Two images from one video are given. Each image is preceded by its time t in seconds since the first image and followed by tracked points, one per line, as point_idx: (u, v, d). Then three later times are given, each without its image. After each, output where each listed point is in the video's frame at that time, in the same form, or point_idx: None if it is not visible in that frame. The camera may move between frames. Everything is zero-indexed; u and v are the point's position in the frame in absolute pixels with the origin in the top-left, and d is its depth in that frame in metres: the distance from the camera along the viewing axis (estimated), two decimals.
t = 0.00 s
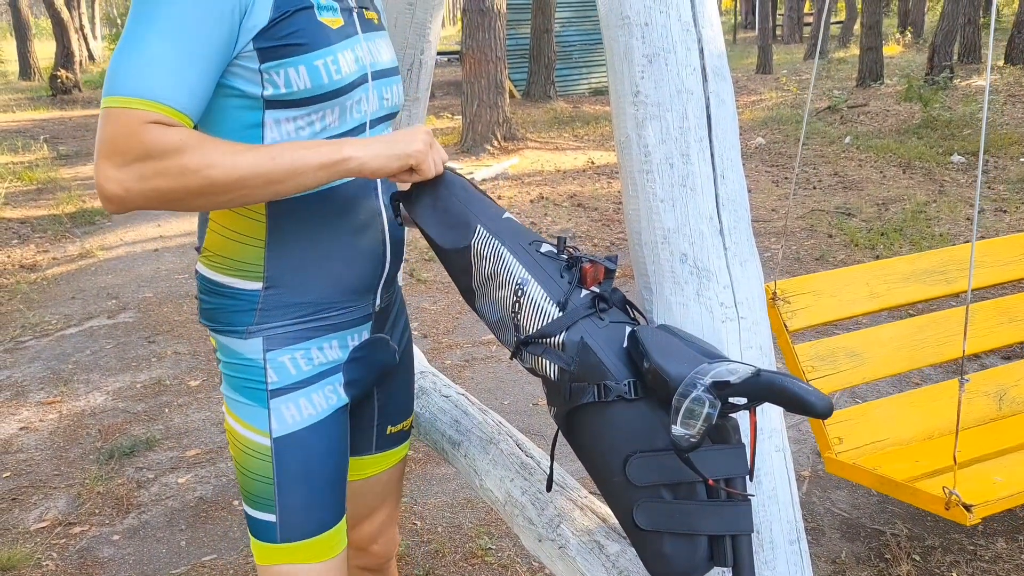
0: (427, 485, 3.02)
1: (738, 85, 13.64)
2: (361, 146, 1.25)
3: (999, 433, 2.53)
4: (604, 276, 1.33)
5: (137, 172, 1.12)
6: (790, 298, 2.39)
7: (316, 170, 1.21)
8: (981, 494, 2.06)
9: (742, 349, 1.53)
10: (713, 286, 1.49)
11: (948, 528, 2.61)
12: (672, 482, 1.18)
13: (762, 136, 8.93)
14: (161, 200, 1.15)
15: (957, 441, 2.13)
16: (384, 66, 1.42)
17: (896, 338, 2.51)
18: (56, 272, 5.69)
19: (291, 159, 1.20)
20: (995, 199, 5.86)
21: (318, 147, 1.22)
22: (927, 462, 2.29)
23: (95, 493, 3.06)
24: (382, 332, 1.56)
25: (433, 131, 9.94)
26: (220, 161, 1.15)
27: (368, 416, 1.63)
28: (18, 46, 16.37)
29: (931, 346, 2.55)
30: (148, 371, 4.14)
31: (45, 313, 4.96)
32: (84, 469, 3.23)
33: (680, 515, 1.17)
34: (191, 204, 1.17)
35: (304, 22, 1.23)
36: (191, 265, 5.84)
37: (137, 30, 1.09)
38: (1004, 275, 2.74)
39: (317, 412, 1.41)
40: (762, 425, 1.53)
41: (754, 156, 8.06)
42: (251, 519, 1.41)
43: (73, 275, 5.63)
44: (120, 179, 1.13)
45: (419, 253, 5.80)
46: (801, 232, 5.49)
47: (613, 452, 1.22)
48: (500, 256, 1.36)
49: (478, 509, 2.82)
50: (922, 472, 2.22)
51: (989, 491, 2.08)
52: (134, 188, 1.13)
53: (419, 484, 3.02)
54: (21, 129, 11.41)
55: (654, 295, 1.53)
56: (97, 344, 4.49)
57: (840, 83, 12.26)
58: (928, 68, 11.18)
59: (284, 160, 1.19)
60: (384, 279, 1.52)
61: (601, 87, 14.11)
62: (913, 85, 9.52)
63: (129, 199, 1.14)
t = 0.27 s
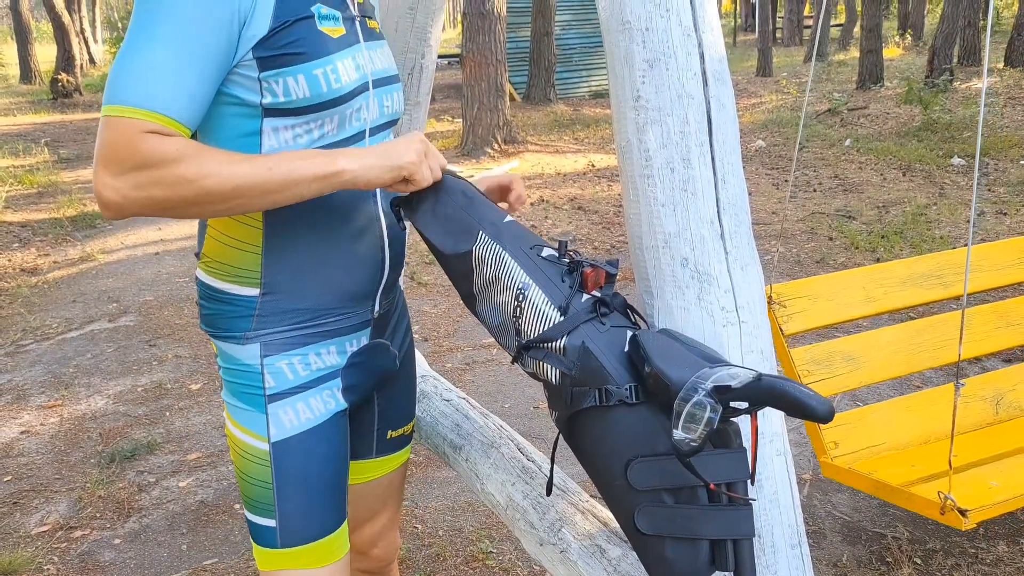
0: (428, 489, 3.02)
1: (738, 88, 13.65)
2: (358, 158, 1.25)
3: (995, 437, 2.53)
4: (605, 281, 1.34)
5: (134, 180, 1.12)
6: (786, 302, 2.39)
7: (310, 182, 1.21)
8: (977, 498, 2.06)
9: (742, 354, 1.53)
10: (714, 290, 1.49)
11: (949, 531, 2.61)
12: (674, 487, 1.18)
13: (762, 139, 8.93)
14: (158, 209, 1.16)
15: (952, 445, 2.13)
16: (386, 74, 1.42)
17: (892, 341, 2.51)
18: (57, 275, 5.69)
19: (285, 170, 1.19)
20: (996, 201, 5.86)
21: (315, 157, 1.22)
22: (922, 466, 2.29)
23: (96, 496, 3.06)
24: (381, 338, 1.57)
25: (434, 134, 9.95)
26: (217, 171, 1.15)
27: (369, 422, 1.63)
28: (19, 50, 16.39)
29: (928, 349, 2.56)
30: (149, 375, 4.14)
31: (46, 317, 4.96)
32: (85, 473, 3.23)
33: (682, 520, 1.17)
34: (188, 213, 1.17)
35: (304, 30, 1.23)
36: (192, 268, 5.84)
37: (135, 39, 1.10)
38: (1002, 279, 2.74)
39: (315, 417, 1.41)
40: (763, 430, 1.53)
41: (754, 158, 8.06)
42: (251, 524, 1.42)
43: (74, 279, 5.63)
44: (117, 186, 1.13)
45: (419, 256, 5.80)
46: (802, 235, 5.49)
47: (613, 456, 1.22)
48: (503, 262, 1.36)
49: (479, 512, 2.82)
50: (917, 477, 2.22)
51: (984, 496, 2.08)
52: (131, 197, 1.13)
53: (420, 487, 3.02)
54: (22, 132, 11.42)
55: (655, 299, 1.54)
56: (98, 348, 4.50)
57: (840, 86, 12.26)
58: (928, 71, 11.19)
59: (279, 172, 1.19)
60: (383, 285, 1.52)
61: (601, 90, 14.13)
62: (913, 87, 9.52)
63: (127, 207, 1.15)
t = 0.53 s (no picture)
0: (426, 493, 3.02)
1: (736, 92, 13.68)
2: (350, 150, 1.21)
3: (994, 443, 2.53)
4: (605, 283, 1.33)
5: (136, 184, 1.13)
6: (782, 307, 2.40)
7: (307, 176, 1.20)
8: (974, 505, 2.06)
9: (740, 358, 1.53)
10: (711, 294, 1.50)
11: (947, 535, 2.61)
12: (673, 491, 1.18)
13: (760, 143, 8.95)
14: (161, 213, 1.16)
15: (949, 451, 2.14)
16: (371, 76, 1.42)
17: (890, 347, 2.51)
18: (55, 280, 5.69)
19: (281, 166, 1.19)
20: (993, 205, 5.87)
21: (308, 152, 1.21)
22: (919, 472, 2.29)
23: (95, 502, 3.05)
24: (381, 339, 1.57)
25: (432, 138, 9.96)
26: (215, 171, 1.15)
27: (369, 424, 1.63)
28: (17, 55, 16.39)
29: (925, 355, 2.56)
30: (147, 380, 4.14)
31: (44, 322, 4.96)
32: (84, 478, 3.23)
33: (681, 524, 1.16)
34: (189, 216, 1.18)
35: (287, 30, 1.24)
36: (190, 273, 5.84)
37: (128, 46, 1.11)
38: (999, 285, 2.74)
39: (315, 419, 1.41)
40: (760, 434, 1.53)
41: (752, 163, 8.07)
42: (254, 526, 1.42)
43: (73, 283, 5.63)
44: (119, 191, 1.14)
45: (418, 260, 5.81)
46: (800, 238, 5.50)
47: (612, 459, 1.22)
48: (504, 261, 1.34)
49: (478, 517, 2.82)
50: (915, 483, 2.22)
51: (981, 502, 2.08)
52: (133, 202, 1.14)
53: (419, 492, 3.02)
54: (20, 137, 11.42)
55: (654, 305, 1.54)
56: (96, 352, 4.49)
57: (837, 90, 12.29)
58: (925, 75, 11.21)
59: (276, 169, 1.18)
60: (380, 286, 1.52)
61: (598, 94, 14.16)
62: (910, 91, 9.54)
63: (131, 212, 1.15)
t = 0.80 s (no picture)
0: (425, 496, 3.02)
1: (734, 95, 13.69)
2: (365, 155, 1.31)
3: (995, 447, 2.53)
4: (602, 286, 1.31)
5: (175, 171, 1.12)
6: (782, 311, 2.39)
7: (332, 173, 1.26)
8: (975, 508, 2.06)
9: (737, 360, 1.53)
10: (708, 298, 1.50)
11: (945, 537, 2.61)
12: (670, 493, 1.17)
13: (758, 145, 8.96)
14: (191, 203, 1.16)
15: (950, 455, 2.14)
16: (361, 91, 1.42)
17: (890, 351, 2.51)
18: (54, 284, 5.70)
19: (305, 163, 1.24)
20: (991, 207, 5.88)
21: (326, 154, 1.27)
22: (920, 477, 2.29)
23: (93, 505, 3.05)
24: (373, 342, 1.57)
25: (430, 141, 9.97)
26: (248, 163, 1.18)
27: (364, 427, 1.63)
28: (16, 59, 16.40)
29: (926, 358, 2.56)
30: (146, 383, 4.14)
31: (42, 325, 4.96)
32: (82, 482, 3.23)
33: (677, 526, 1.15)
34: (218, 207, 1.18)
35: (280, 38, 1.25)
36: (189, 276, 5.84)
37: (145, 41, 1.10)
38: (999, 288, 2.75)
39: (304, 421, 1.41)
40: (757, 436, 1.53)
41: (750, 165, 8.08)
42: (247, 530, 1.43)
43: (71, 287, 5.63)
44: (156, 179, 1.11)
45: (416, 263, 5.81)
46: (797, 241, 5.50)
47: (609, 463, 1.21)
48: (501, 266, 1.33)
49: (476, 520, 2.82)
50: (916, 487, 2.22)
51: (983, 505, 2.09)
52: (168, 189, 1.13)
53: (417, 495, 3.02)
54: (19, 141, 11.43)
55: (651, 307, 1.54)
56: (94, 356, 4.50)
57: (835, 92, 12.31)
58: (923, 77, 11.23)
59: (302, 165, 1.23)
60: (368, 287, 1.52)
61: (596, 97, 14.17)
62: (908, 93, 9.56)
63: (162, 202, 1.13)
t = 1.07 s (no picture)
0: (424, 499, 3.02)
1: (733, 96, 13.70)
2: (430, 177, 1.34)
3: (999, 449, 2.53)
4: (600, 287, 1.22)
5: (301, 129, 1.13)
6: (786, 314, 2.39)
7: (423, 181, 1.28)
8: (982, 511, 2.06)
9: (734, 362, 1.53)
10: (705, 300, 1.50)
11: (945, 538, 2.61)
12: (669, 494, 1.12)
13: (756, 146, 8.97)
14: (311, 172, 1.13)
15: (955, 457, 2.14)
16: (345, 95, 1.47)
17: (895, 353, 2.52)
18: (53, 287, 5.70)
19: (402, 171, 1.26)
20: (989, 207, 5.89)
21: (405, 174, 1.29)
22: (925, 479, 2.30)
23: (92, 508, 3.05)
24: (361, 341, 1.57)
25: (429, 143, 9.98)
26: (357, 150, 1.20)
27: (354, 428, 1.63)
28: (15, 63, 16.41)
29: (931, 361, 2.56)
30: (145, 386, 4.14)
31: (42, 329, 4.96)
32: (81, 485, 3.23)
33: (677, 527, 1.11)
34: (334, 187, 1.15)
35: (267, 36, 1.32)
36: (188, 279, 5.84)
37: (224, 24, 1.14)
38: (1004, 290, 2.75)
39: (287, 419, 1.41)
40: (756, 438, 1.53)
41: (749, 166, 8.09)
42: (234, 529, 1.43)
43: (70, 290, 5.63)
44: (285, 132, 1.11)
45: (415, 266, 5.81)
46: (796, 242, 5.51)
47: (602, 465, 1.16)
48: (499, 266, 1.21)
49: (475, 522, 2.82)
50: (921, 490, 2.23)
51: (990, 508, 2.09)
52: (295, 146, 1.12)
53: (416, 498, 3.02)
54: (18, 144, 11.43)
55: (648, 310, 1.54)
56: (94, 359, 4.50)
57: (834, 93, 12.32)
58: (921, 78, 11.25)
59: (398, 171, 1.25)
60: (353, 287, 1.52)
61: (595, 99, 14.19)
62: (907, 94, 9.57)
63: (289, 158, 1.12)
